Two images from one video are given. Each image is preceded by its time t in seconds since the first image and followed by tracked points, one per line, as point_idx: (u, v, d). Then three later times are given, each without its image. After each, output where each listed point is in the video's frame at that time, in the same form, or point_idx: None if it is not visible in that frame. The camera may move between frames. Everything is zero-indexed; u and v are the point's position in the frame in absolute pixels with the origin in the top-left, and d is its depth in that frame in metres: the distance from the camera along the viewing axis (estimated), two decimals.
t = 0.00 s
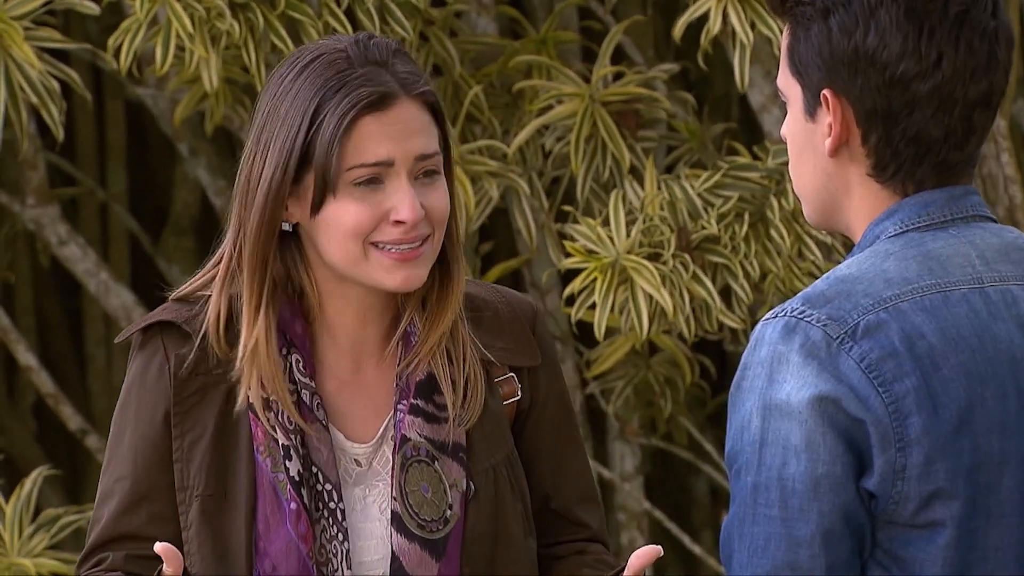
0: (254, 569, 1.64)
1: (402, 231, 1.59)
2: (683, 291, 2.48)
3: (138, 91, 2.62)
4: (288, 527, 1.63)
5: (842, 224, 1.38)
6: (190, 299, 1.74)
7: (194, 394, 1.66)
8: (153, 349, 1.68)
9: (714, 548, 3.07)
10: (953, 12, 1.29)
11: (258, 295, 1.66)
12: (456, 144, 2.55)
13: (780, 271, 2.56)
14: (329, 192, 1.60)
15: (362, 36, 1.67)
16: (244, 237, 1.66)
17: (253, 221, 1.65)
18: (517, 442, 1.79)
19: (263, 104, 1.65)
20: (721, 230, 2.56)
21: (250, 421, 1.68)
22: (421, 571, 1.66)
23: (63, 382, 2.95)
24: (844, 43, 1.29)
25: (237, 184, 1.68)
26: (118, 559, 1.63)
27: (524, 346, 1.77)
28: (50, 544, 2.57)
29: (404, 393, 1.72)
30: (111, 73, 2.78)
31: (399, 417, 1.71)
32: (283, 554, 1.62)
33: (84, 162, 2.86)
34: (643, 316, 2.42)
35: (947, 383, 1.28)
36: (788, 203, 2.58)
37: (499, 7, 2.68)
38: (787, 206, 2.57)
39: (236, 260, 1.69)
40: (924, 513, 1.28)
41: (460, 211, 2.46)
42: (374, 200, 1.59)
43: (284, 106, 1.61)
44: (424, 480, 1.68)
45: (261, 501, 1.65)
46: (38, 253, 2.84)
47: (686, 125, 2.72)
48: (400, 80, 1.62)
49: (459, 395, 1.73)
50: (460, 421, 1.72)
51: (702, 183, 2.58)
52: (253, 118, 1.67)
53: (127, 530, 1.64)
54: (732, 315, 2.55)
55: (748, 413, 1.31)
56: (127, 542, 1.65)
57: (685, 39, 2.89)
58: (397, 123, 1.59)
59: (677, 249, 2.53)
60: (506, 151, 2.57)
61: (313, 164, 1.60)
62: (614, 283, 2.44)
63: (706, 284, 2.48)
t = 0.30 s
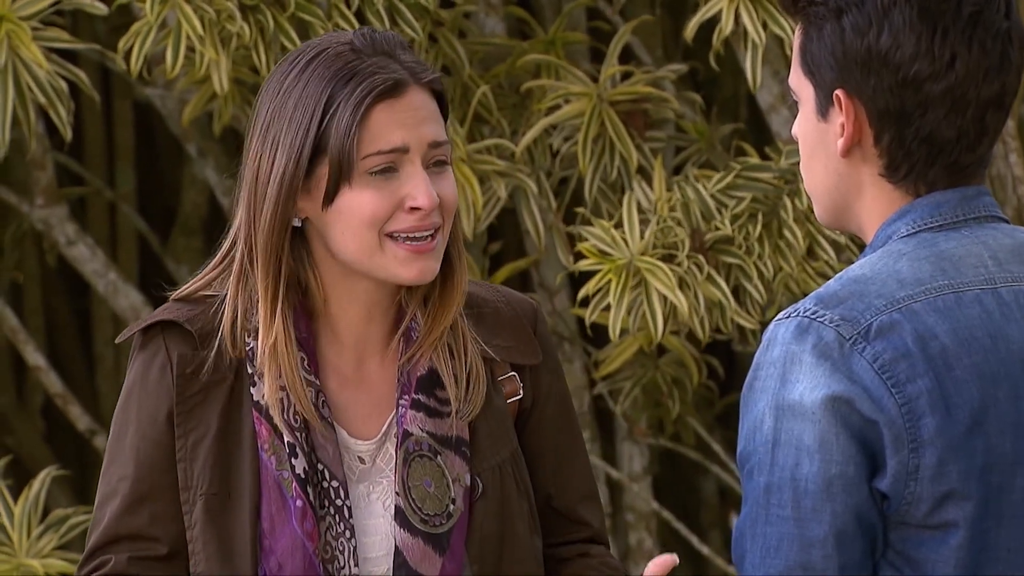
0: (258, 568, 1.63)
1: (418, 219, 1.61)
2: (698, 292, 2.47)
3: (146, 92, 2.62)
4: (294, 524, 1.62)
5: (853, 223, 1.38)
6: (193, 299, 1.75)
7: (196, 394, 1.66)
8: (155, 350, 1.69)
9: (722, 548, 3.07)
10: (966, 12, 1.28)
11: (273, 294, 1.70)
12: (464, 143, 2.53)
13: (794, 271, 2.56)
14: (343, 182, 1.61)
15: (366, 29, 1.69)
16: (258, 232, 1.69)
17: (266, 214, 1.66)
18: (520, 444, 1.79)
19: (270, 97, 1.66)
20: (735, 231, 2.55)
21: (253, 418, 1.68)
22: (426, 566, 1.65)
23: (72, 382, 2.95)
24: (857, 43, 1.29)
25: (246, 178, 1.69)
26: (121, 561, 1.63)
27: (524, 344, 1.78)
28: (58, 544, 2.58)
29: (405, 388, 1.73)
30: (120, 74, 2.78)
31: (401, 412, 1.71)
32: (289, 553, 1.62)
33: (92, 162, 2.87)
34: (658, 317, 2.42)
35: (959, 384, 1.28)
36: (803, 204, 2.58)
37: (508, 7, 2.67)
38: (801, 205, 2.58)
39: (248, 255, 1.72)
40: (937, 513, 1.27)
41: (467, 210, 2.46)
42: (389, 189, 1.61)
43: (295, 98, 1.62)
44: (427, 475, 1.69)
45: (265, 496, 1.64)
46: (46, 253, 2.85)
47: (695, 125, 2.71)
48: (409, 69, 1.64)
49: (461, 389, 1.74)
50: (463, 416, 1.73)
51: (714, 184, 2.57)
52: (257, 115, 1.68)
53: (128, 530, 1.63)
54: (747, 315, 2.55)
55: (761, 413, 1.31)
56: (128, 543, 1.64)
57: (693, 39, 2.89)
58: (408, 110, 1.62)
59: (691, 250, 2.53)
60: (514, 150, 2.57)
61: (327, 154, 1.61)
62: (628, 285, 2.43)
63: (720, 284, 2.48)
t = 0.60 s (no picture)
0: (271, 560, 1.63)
1: (417, 211, 1.64)
2: (706, 294, 2.48)
3: (152, 92, 2.63)
4: (310, 515, 1.63)
5: (861, 224, 1.38)
6: (195, 301, 1.76)
7: (203, 392, 1.67)
8: (162, 351, 1.70)
9: (728, 549, 3.06)
10: (973, 13, 1.28)
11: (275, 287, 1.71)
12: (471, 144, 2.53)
13: (803, 272, 2.55)
14: (342, 176, 1.64)
15: (353, 22, 1.71)
16: (254, 228, 1.70)
17: (261, 211, 1.69)
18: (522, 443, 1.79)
19: (259, 93, 1.68)
20: (743, 232, 2.55)
21: (265, 412, 1.68)
22: (433, 552, 1.65)
23: (77, 382, 2.95)
24: (865, 44, 1.29)
25: (238, 173, 1.71)
26: (132, 568, 1.62)
27: (526, 344, 1.79)
28: (64, 545, 2.58)
29: (409, 378, 1.74)
30: (125, 74, 2.78)
31: (405, 402, 1.72)
32: (306, 544, 1.62)
33: (97, 163, 2.87)
34: (666, 319, 2.42)
35: (967, 385, 1.27)
36: (810, 205, 2.59)
37: (513, 8, 2.67)
38: (809, 207, 2.58)
39: (243, 248, 1.73)
40: (943, 515, 1.27)
41: (473, 210, 2.47)
42: (388, 181, 1.64)
43: (286, 93, 1.65)
44: (432, 462, 1.69)
45: (277, 485, 1.65)
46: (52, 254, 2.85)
47: (700, 125, 2.71)
48: (400, 60, 1.66)
49: (469, 365, 1.76)
50: (471, 392, 1.75)
51: (723, 185, 2.57)
52: (246, 110, 1.69)
53: (136, 531, 1.63)
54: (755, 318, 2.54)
55: (768, 413, 1.31)
56: (134, 545, 1.64)
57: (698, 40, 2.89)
58: (401, 102, 1.64)
59: (700, 252, 2.53)
60: (520, 151, 2.57)
61: (324, 148, 1.63)
62: (637, 287, 2.44)
63: (729, 287, 2.48)
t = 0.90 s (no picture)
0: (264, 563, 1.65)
1: (422, 200, 1.65)
2: (708, 295, 2.48)
3: (155, 93, 2.63)
4: (303, 520, 1.64)
5: (862, 227, 1.38)
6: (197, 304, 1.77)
7: (197, 398, 1.68)
8: (161, 348, 1.72)
9: (730, 550, 3.06)
10: (973, 12, 1.28)
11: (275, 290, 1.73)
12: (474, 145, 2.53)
13: (806, 275, 2.55)
14: (342, 170, 1.65)
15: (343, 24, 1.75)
16: (254, 232, 1.73)
17: (261, 216, 1.71)
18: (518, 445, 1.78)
19: (253, 98, 1.71)
20: (745, 234, 2.55)
21: (261, 416, 1.69)
22: (432, 555, 1.67)
23: (80, 383, 2.96)
24: (865, 44, 1.28)
25: (236, 180, 1.74)
26: (111, 562, 1.66)
27: (527, 342, 1.80)
28: (66, 545, 2.58)
29: (407, 380, 1.75)
30: (129, 75, 2.79)
31: (403, 403, 1.73)
32: (298, 549, 1.63)
33: (100, 163, 2.87)
34: (668, 320, 2.41)
35: (967, 385, 1.27)
36: (813, 207, 2.60)
37: (516, 9, 2.67)
38: (811, 209, 2.59)
39: (242, 253, 1.76)
40: (944, 515, 1.27)
41: (477, 211, 2.46)
42: (389, 172, 1.65)
43: (281, 93, 1.68)
44: (431, 464, 1.70)
45: (270, 488, 1.66)
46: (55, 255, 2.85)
47: (703, 126, 2.71)
48: (391, 53, 1.70)
49: (467, 369, 1.77)
50: (469, 398, 1.76)
51: (725, 187, 2.56)
52: (242, 116, 1.73)
53: (125, 524, 1.67)
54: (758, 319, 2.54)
55: (769, 414, 1.31)
56: (124, 539, 1.68)
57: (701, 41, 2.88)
58: (394, 93, 1.67)
59: (702, 253, 2.53)
60: (523, 152, 2.57)
61: (321, 145, 1.66)
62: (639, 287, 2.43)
63: (732, 288, 2.47)
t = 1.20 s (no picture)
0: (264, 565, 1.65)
1: (421, 193, 1.65)
2: (714, 295, 2.47)
3: (159, 93, 2.64)
4: (302, 523, 1.64)
5: (863, 227, 1.38)
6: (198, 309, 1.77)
7: (200, 398, 1.69)
8: (162, 350, 1.72)
9: (735, 550, 3.06)
10: (974, 13, 1.28)
11: (275, 297, 1.73)
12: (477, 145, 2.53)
13: (811, 273, 2.55)
14: (342, 170, 1.66)
15: (334, 26, 1.76)
16: (252, 235, 1.73)
17: (258, 220, 1.72)
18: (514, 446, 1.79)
19: (247, 104, 1.71)
20: (752, 233, 2.55)
21: (263, 419, 1.70)
22: (427, 556, 1.67)
23: (84, 383, 2.96)
24: (866, 45, 1.28)
25: (233, 187, 1.74)
26: (121, 567, 1.66)
27: (527, 340, 1.80)
28: (71, 546, 2.58)
29: (407, 380, 1.74)
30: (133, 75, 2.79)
31: (403, 403, 1.73)
32: (298, 552, 1.63)
33: (105, 163, 2.88)
34: (675, 320, 2.40)
35: (968, 385, 1.27)
36: (818, 207, 2.60)
37: (520, 9, 2.67)
38: (816, 209, 2.59)
39: (241, 258, 1.76)
40: (945, 515, 1.27)
41: (482, 212, 2.46)
42: (387, 168, 1.65)
43: (276, 97, 1.68)
44: (427, 465, 1.70)
45: (271, 490, 1.67)
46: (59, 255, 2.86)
47: (707, 126, 2.71)
48: (385, 52, 1.70)
49: (468, 369, 1.77)
50: (470, 398, 1.76)
51: (731, 186, 2.57)
52: (236, 121, 1.73)
53: (129, 529, 1.67)
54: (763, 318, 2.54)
55: (770, 414, 1.31)
56: (128, 543, 1.67)
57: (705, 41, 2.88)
58: (389, 91, 1.67)
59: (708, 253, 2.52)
60: (527, 153, 2.57)
61: (319, 145, 1.66)
62: (644, 288, 2.42)
63: (738, 288, 2.47)
